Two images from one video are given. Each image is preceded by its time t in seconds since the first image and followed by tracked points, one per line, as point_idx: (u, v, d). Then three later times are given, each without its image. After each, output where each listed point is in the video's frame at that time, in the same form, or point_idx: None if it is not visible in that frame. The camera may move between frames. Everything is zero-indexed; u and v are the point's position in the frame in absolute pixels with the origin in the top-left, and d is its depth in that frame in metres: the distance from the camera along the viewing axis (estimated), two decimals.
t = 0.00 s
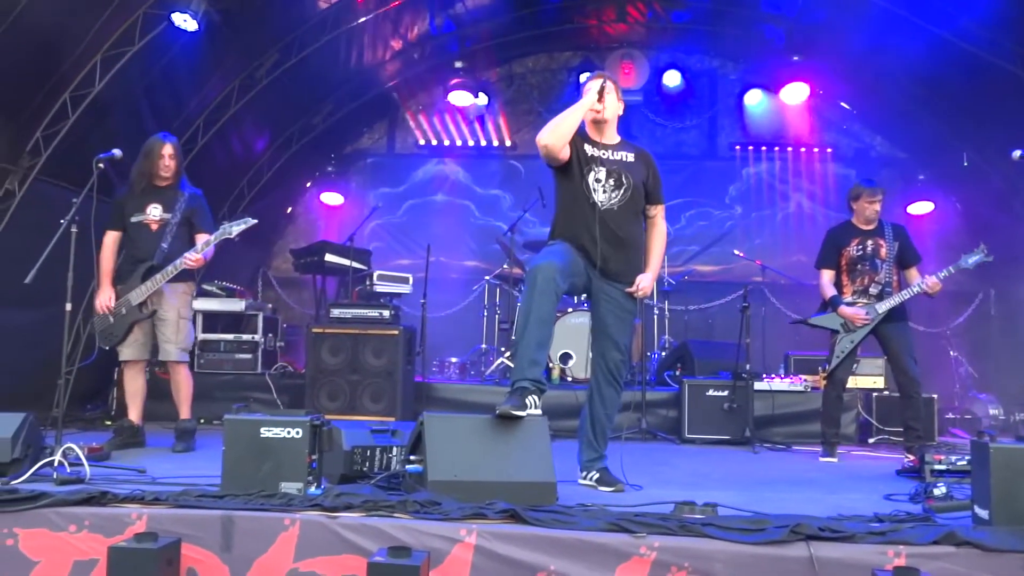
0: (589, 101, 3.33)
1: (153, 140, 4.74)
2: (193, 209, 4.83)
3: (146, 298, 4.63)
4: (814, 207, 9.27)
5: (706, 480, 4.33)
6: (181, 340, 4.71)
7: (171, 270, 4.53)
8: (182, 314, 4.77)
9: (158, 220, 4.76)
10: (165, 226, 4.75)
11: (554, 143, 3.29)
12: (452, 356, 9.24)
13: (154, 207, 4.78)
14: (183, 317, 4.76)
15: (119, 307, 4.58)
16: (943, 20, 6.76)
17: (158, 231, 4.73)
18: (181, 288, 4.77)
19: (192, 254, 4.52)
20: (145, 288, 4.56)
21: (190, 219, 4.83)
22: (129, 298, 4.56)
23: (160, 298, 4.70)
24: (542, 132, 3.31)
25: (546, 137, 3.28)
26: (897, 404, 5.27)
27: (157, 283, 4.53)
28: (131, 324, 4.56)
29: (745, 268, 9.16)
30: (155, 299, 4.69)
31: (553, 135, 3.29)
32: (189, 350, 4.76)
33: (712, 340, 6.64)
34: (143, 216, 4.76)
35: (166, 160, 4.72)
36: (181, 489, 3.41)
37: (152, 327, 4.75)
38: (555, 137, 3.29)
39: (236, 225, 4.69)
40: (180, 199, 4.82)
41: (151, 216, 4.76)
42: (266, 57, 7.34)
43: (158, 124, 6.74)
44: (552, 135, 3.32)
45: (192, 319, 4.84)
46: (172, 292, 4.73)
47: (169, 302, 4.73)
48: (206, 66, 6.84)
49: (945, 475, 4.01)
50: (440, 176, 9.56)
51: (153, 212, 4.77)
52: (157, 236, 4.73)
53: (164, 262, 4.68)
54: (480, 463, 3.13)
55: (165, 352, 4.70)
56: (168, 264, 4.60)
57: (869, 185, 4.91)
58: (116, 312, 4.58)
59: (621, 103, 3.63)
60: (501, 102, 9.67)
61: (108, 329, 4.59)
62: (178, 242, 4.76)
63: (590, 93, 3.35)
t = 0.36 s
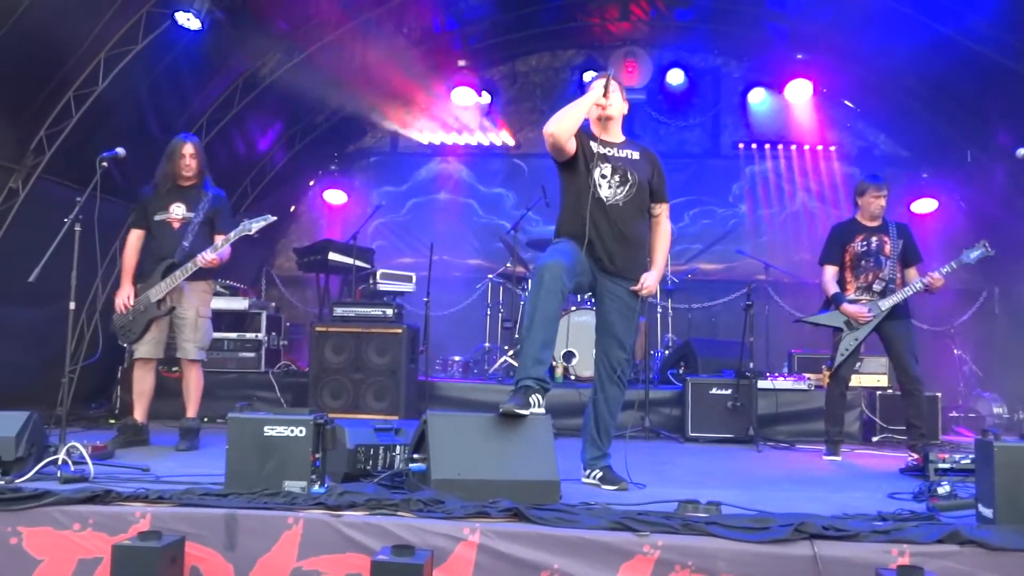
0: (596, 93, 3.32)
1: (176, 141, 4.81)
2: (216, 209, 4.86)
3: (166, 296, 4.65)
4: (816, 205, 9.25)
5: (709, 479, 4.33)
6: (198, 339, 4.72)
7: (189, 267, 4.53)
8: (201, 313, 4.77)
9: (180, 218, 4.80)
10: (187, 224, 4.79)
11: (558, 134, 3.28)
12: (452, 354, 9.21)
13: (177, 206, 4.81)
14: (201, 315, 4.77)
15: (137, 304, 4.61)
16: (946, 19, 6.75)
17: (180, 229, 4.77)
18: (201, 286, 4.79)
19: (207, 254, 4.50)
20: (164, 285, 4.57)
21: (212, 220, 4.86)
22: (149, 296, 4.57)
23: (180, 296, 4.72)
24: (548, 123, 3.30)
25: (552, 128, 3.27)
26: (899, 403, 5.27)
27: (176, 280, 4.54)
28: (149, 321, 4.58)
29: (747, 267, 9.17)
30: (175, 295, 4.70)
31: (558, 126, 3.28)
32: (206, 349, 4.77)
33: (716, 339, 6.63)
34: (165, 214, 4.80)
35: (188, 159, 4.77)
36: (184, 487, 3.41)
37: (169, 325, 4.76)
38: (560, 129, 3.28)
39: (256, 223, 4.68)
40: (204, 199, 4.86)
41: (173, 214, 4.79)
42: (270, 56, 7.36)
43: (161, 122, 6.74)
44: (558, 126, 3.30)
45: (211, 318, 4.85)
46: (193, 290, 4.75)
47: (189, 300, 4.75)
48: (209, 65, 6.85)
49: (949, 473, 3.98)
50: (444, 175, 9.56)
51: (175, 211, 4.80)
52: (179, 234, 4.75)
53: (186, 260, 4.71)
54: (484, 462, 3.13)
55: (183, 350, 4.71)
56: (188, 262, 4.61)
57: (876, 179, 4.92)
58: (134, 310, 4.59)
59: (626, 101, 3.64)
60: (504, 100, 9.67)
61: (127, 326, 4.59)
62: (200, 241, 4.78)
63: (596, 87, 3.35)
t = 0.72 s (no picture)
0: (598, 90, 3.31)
1: (190, 140, 4.87)
2: (225, 210, 4.84)
3: (171, 292, 4.66)
4: (816, 205, 9.23)
5: (709, 477, 4.33)
6: (201, 336, 4.71)
7: (193, 265, 4.53)
8: (205, 310, 4.76)
9: (190, 216, 4.80)
10: (196, 223, 4.77)
11: (561, 132, 3.28)
12: (451, 352, 9.21)
13: (188, 205, 4.83)
14: (206, 314, 4.76)
15: (142, 300, 4.61)
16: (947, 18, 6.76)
17: (189, 227, 4.76)
18: (207, 284, 4.78)
19: (210, 251, 4.48)
20: (167, 282, 4.57)
21: (222, 220, 4.84)
22: (152, 292, 4.58)
23: (185, 293, 4.74)
24: (551, 120, 3.29)
25: (555, 125, 3.27)
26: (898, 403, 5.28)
27: (180, 277, 4.54)
28: (152, 317, 4.60)
29: (746, 266, 9.18)
30: (179, 292, 4.72)
31: (560, 123, 3.27)
32: (209, 347, 4.76)
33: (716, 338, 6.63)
34: (176, 211, 4.82)
35: (200, 156, 4.80)
36: (183, 485, 3.41)
37: (173, 322, 4.76)
38: (563, 126, 3.28)
39: (261, 222, 4.70)
40: (215, 199, 4.86)
41: (184, 212, 4.81)
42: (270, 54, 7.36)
43: (161, 119, 6.74)
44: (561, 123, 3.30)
45: (215, 316, 4.83)
46: (198, 288, 4.75)
47: (194, 297, 4.75)
48: (209, 62, 6.84)
49: (948, 472, 3.92)
50: (444, 174, 9.56)
51: (186, 209, 4.82)
52: (189, 232, 4.74)
53: (190, 257, 4.65)
54: (484, 460, 3.13)
55: (185, 347, 4.70)
56: (193, 259, 4.57)
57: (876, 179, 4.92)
58: (138, 305, 4.61)
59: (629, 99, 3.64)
60: (505, 98, 9.64)
61: (129, 321, 4.61)
62: (208, 239, 4.75)
63: (598, 84, 3.35)
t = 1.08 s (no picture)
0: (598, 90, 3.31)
1: (197, 140, 4.92)
2: (227, 209, 4.82)
3: (170, 289, 4.66)
4: (815, 204, 9.25)
5: (708, 476, 4.33)
6: (200, 334, 4.72)
7: (193, 261, 4.53)
8: (204, 308, 4.76)
9: (192, 214, 4.81)
10: (197, 221, 4.78)
11: (561, 132, 3.28)
12: (451, 350, 9.21)
13: (191, 202, 4.84)
14: (205, 311, 4.75)
15: (142, 296, 4.62)
16: (947, 18, 6.76)
17: (190, 224, 4.77)
18: (207, 281, 4.78)
19: (210, 248, 4.47)
20: (168, 279, 4.58)
21: (223, 219, 4.81)
22: (153, 288, 4.57)
23: (184, 290, 4.73)
24: (551, 119, 3.29)
25: (555, 125, 3.27)
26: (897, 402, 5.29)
27: (180, 274, 4.55)
28: (152, 314, 4.60)
29: (746, 265, 9.18)
30: (179, 289, 4.71)
31: (560, 123, 3.27)
32: (209, 345, 4.77)
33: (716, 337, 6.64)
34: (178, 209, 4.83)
35: (206, 157, 4.84)
36: (183, 482, 3.42)
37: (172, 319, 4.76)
38: (563, 127, 3.28)
39: (260, 217, 4.66)
40: (218, 198, 4.85)
41: (185, 210, 4.82)
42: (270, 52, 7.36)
43: (161, 116, 6.74)
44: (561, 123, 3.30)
45: (216, 313, 4.83)
46: (198, 286, 4.75)
47: (193, 294, 4.75)
48: (209, 59, 6.83)
49: (947, 472, 3.92)
50: (444, 172, 9.57)
51: (188, 207, 4.83)
52: (190, 229, 4.75)
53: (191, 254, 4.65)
54: (484, 458, 3.13)
55: (184, 345, 4.71)
56: (193, 255, 4.58)
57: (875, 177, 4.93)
58: (138, 302, 4.62)
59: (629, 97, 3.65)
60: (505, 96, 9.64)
61: (130, 318, 4.62)
62: (208, 237, 4.74)
63: (599, 84, 3.35)
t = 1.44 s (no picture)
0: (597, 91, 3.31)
1: (193, 139, 4.88)
2: (224, 207, 4.80)
3: (165, 287, 4.64)
4: (814, 205, 9.27)
5: (707, 477, 4.34)
6: (195, 333, 4.70)
7: (190, 258, 4.53)
8: (198, 306, 4.75)
9: (188, 213, 4.81)
10: (193, 220, 4.77)
11: (560, 133, 3.28)
12: (450, 350, 9.21)
13: (186, 201, 4.84)
14: (199, 310, 4.74)
15: (139, 294, 4.60)
16: (947, 20, 6.77)
17: (186, 223, 4.77)
18: (202, 280, 4.78)
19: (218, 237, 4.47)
20: (164, 277, 4.58)
21: (220, 216, 4.80)
22: (149, 286, 4.57)
23: (178, 288, 4.71)
24: (551, 120, 3.29)
25: (555, 127, 3.27)
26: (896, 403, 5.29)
27: (176, 271, 4.55)
28: (148, 312, 4.58)
29: (745, 265, 9.18)
30: (174, 286, 4.69)
31: (560, 124, 3.27)
32: (203, 343, 4.76)
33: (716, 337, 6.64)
34: (175, 209, 4.83)
35: (202, 157, 4.81)
36: (182, 481, 3.41)
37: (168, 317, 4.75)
38: (562, 128, 3.28)
39: (258, 214, 4.65)
40: (214, 196, 4.84)
41: (182, 209, 4.82)
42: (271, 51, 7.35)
43: (161, 114, 6.74)
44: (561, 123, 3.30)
45: (211, 311, 4.83)
46: (193, 284, 4.74)
47: (188, 293, 4.73)
48: (209, 57, 6.82)
49: (945, 473, 3.94)
50: (443, 171, 9.57)
51: (183, 206, 4.83)
52: (185, 228, 4.74)
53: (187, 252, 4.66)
54: (483, 459, 3.13)
55: (179, 343, 4.69)
56: (190, 252, 4.58)
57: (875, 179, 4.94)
58: (134, 300, 4.60)
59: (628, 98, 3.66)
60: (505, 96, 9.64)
61: (127, 316, 4.62)
62: (203, 235, 4.72)
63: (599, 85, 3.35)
